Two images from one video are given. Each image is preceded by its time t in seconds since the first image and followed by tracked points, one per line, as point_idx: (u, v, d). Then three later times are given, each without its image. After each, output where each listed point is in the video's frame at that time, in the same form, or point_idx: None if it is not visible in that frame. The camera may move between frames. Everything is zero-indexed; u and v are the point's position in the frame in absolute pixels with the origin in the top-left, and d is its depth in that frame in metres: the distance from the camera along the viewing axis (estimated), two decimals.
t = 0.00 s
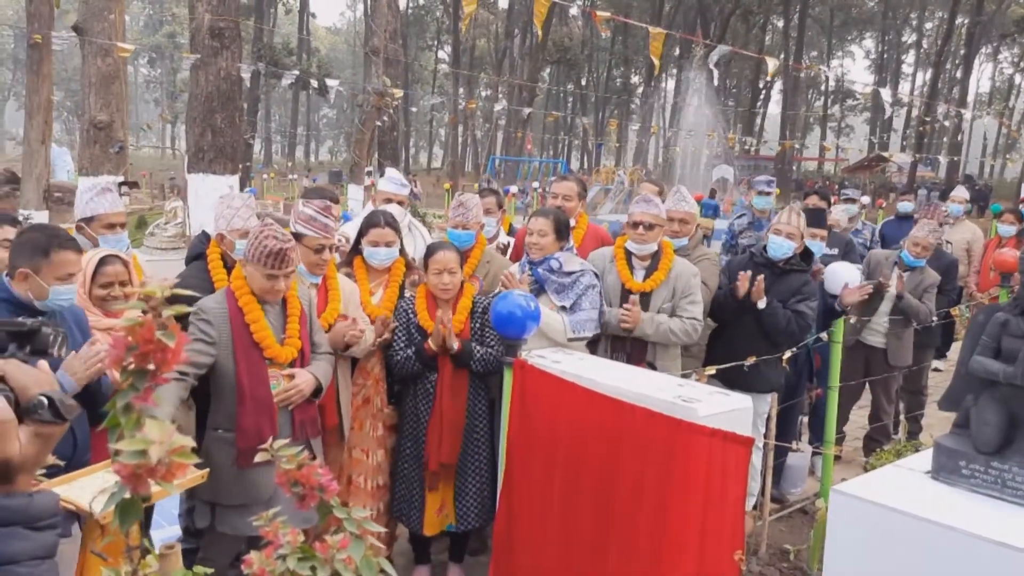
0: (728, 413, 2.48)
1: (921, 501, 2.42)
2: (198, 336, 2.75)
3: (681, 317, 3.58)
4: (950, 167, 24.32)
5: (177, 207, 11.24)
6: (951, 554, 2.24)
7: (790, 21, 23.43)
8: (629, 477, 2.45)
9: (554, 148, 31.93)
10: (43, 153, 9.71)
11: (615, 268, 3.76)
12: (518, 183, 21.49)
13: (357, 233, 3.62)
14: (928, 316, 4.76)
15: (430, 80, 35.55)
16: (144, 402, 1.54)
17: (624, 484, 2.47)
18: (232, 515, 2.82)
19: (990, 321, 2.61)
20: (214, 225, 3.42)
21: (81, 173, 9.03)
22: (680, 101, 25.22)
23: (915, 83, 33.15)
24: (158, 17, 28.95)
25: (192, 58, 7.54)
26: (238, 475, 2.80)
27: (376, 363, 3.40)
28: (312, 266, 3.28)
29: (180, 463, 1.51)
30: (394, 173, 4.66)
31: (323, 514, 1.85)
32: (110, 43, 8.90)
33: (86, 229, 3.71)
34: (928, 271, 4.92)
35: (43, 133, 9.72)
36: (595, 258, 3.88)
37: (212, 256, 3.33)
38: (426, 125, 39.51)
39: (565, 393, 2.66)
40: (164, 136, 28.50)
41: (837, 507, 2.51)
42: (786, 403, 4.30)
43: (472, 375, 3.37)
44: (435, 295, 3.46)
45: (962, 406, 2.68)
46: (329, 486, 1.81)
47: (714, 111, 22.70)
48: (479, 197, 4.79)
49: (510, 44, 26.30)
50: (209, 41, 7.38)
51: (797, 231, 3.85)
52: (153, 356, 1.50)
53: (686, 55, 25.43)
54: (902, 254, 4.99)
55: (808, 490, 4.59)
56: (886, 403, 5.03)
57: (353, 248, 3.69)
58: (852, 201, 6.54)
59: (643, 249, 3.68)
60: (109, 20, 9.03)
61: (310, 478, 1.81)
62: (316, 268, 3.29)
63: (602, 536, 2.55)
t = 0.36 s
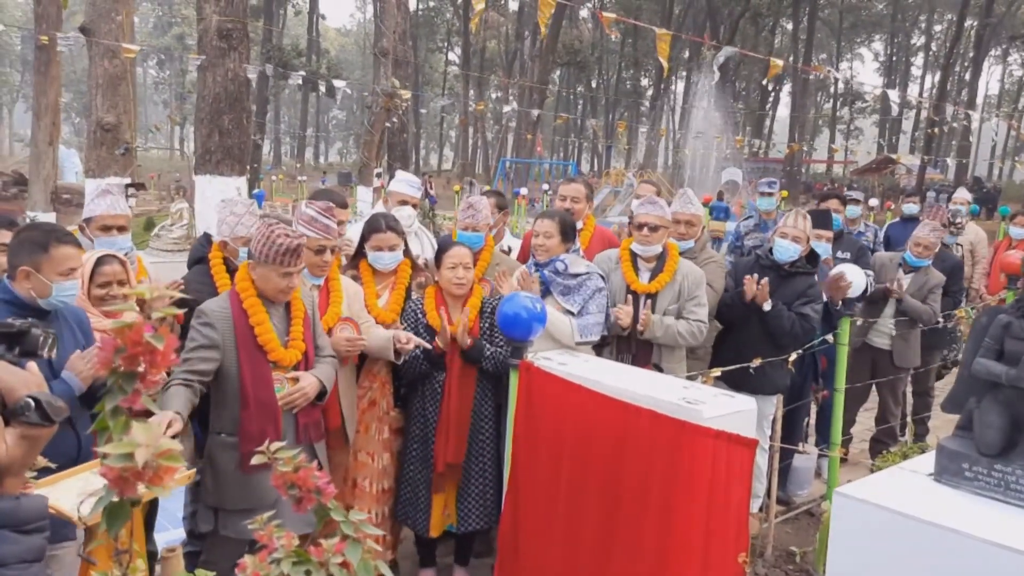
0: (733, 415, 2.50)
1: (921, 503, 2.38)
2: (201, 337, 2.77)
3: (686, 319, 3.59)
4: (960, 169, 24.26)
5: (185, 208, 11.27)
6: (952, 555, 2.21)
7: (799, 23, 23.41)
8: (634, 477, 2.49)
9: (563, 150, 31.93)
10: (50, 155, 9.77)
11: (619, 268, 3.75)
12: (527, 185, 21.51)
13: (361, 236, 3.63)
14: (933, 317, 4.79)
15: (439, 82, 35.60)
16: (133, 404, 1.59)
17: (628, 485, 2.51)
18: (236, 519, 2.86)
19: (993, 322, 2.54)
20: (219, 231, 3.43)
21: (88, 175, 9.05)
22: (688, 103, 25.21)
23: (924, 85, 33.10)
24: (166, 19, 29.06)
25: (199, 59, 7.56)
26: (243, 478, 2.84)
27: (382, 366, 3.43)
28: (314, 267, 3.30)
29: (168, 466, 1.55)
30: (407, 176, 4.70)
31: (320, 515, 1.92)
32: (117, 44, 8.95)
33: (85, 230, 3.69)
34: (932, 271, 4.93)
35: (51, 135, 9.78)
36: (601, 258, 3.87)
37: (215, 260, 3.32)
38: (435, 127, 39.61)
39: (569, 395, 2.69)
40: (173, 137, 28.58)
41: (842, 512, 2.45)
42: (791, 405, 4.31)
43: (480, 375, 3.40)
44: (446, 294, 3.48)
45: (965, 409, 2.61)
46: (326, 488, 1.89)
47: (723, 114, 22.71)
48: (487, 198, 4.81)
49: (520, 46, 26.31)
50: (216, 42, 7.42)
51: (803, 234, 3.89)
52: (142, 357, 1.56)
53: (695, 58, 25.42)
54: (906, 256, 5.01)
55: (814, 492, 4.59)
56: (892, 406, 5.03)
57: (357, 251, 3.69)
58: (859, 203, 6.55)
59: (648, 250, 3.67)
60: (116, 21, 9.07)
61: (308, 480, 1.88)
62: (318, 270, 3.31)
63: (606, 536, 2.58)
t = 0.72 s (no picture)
0: (738, 415, 2.48)
1: (922, 504, 2.34)
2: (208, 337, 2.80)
3: (689, 319, 3.58)
4: (964, 171, 24.27)
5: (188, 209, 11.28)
6: (954, 555, 2.18)
7: (803, 26, 23.40)
8: (637, 477, 2.49)
9: (567, 152, 31.94)
10: (51, 156, 9.78)
11: (623, 270, 3.76)
12: (530, 187, 21.50)
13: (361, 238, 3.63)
14: (935, 318, 4.79)
15: (442, 83, 35.60)
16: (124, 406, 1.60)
17: (631, 485, 2.51)
18: (233, 521, 2.85)
19: (994, 323, 2.49)
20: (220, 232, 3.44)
21: (89, 176, 9.04)
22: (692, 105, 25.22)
23: (927, 87, 33.10)
24: (169, 20, 29.08)
25: (200, 60, 7.55)
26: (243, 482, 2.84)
27: (387, 369, 3.44)
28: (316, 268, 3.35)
29: (159, 467, 1.56)
30: (411, 177, 4.70)
31: (317, 518, 1.93)
32: (118, 45, 8.97)
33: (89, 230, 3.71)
34: (934, 271, 4.93)
35: (53, 136, 9.80)
36: (605, 259, 3.89)
37: (215, 261, 3.33)
38: (438, 128, 39.66)
39: (572, 396, 2.70)
40: (175, 139, 28.59)
41: (842, 511, 2.43)
42: (793, 406, 4.30)
43: (485, 376, 3.40)
44: (449, 298, 3.48)
45: (967, 409, 2.56)
46: (325, 491, 1.91)
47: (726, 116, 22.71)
48: (490, 200, 4.83)
49: (524, 48, 26.34)
50: (218, 42, 7.43)
51: (806, 237, 3.89)
52: (133, 358, 1.58)
53: (698, 60, 25.44)
54: (906, 257, 5.02)
55: (817, 492, 4.58)
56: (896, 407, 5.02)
57: (357, 252, 3.70)
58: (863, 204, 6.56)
59: (650, 251, 3.67)
60: (117, 21, 9.08)
61: (306, 484, 1.90)
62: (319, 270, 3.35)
63: (609, 537, 2.58)
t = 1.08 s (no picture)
0: (712, 414, 2.46)
1: (892, 501, 2.36)
2: (199, 339, 2.76)
3: (667, 319, 3.57)
4: (936, 172, 24.60)
5: (161, 207, 11.14)
6: (922, 550, 2.19)
7: (779, 27, 23.59)
8: (615, 477, 2.48)
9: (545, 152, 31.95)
10: (21, 154, 9.61)
11: (600, 270, 3.75)
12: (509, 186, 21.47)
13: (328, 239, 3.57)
14: (908, 317, 4.83)
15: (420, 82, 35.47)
16: (81, 407, 1.58)
17: (609, 484, 2.50)
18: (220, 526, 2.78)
19: (963, 322, 2.49)
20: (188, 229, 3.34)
21: (59, 175, 8.88)
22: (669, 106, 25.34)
23: (900, 89, 33.53)
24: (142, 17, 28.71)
25: (173, 57, 7.45)
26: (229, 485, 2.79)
27: (363, 370, 3.40)
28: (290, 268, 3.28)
29: (115, 470, 1.52)
30: (395, 180, 4.63)
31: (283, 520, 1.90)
32: (89, 42, 8.83)
33: (56, 230, 3.63)
34: (906, 271, 4.97)
35: (21, 134, 9.62)
36: (582, 259, 3.88)
37: (184, 262, 3.28)
38: (415, 128, 39.52)
39: (551, 397, 2.69)
40: (148, 137, 28.22)
41: (816, 509, 2.43)
42: (768, 404, 4.31)
43: (459, 378, 3.35)
44: (422, 302, 3.41)
45: (937, 407, 2.58)
46: (292, 493, 1.89)
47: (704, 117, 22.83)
48: (464, 200, 4.81)
49: (502, 48, 26.31)
50: (192, 40, 7.32)
51: (781, 237, 3.89)
52: (89, 358, 1.55)
53: (676, 61, 25.57)
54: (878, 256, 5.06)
55: (792, 491, 4.61)
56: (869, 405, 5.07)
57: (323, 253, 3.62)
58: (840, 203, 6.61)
59: (627, 251, 3.66)
60: (88, 19, 8.95)
61: (274, 486, 1.89)
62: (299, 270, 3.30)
63: (585, 534, 2.57)
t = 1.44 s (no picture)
0: (686, 413, 2.46)
1: (863, 498, 2.37)
2: (191, 341, 2.64)
3: (643, 319, 3.57)
4: (905, 172, 24.94)
5: (131, 206, 10.98)
6: (893, 547, 2.21)
7: (752, 28, 23.75)
8: (589, 476, 2.47)
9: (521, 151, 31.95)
10: None
11: (574, 269, 3.74)
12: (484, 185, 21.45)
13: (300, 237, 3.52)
14: (879, 315, 4.87)
15: (395, 80, 35.31)
16: (47, 410, 1.54)
17: (583, 483, 2.49)
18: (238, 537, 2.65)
19: (932, 320, 2.51)
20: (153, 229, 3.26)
21: (27, 173, 8.70)
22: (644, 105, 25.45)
23: (871, 90, 33.96)
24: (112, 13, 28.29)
25: (144, 55, 7.32)
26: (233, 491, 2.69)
27: (335, 369, 3.36)
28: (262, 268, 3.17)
29: (83, 476, 1.50)
30: (373, 181, 4.59)
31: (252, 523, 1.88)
32: (57, 39, 8.68)
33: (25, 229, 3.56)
34: (877, 270, 5.02)
35: None
36: (556, 258, 3.86)
37: (152, 264, 3.21)
38: (390, 126, 39.37)
39: (526, 396, 2.68)
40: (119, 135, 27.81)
41: (788, 507, 2.45)
42: (741, 402, 4.32)
43: (431, 381, 3.33)
44: (393, 306, 3.38)
45: (908, 405, 2.60)
46: (263, 495, 1.87)
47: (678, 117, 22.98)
48: (437, 197, 4.78)
49: (477, 47, 26.27)
50: (163, 37, 7.21)
51: (756, 237, 3.91)
52: (57, 361, 1.52)
53: (650, 61, 25.68)
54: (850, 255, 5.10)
55: (764, 488, 4.64)
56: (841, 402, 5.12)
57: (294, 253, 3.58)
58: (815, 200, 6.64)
59: (602, 250, 3.65)
60: (57, 15, 8.78)
61: (243, 487, 1.86)
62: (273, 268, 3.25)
63: (560, 534, 2.56)
